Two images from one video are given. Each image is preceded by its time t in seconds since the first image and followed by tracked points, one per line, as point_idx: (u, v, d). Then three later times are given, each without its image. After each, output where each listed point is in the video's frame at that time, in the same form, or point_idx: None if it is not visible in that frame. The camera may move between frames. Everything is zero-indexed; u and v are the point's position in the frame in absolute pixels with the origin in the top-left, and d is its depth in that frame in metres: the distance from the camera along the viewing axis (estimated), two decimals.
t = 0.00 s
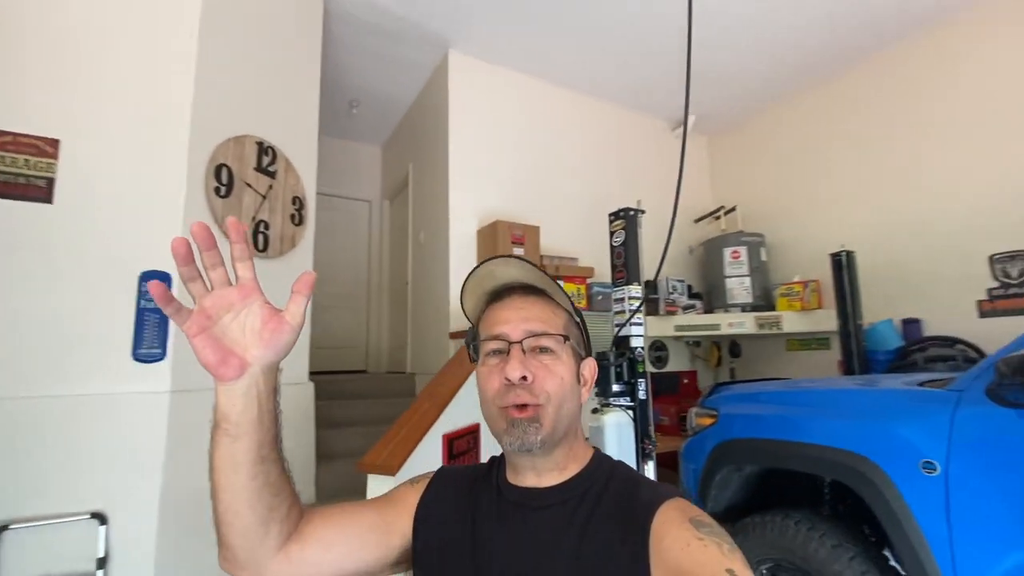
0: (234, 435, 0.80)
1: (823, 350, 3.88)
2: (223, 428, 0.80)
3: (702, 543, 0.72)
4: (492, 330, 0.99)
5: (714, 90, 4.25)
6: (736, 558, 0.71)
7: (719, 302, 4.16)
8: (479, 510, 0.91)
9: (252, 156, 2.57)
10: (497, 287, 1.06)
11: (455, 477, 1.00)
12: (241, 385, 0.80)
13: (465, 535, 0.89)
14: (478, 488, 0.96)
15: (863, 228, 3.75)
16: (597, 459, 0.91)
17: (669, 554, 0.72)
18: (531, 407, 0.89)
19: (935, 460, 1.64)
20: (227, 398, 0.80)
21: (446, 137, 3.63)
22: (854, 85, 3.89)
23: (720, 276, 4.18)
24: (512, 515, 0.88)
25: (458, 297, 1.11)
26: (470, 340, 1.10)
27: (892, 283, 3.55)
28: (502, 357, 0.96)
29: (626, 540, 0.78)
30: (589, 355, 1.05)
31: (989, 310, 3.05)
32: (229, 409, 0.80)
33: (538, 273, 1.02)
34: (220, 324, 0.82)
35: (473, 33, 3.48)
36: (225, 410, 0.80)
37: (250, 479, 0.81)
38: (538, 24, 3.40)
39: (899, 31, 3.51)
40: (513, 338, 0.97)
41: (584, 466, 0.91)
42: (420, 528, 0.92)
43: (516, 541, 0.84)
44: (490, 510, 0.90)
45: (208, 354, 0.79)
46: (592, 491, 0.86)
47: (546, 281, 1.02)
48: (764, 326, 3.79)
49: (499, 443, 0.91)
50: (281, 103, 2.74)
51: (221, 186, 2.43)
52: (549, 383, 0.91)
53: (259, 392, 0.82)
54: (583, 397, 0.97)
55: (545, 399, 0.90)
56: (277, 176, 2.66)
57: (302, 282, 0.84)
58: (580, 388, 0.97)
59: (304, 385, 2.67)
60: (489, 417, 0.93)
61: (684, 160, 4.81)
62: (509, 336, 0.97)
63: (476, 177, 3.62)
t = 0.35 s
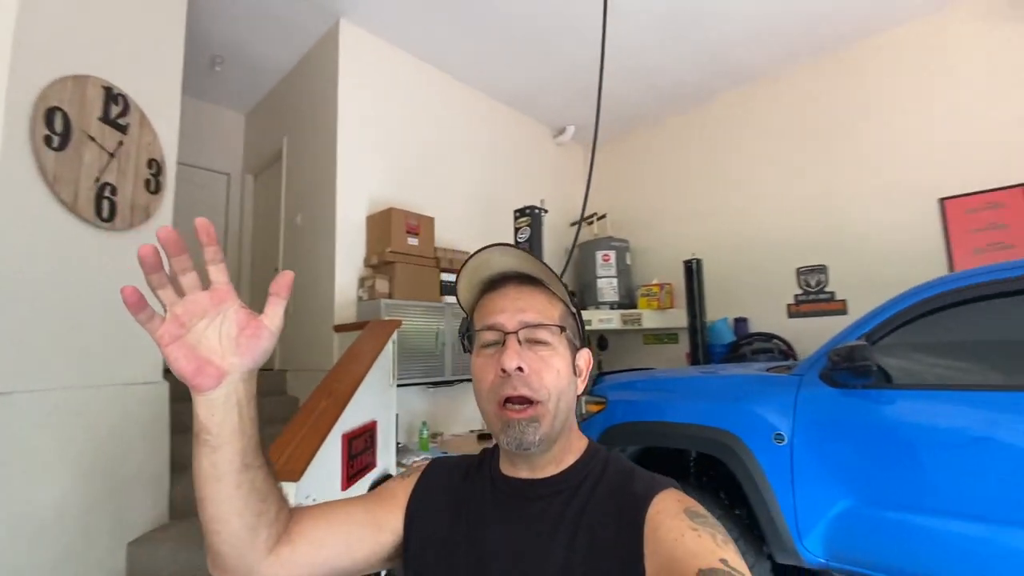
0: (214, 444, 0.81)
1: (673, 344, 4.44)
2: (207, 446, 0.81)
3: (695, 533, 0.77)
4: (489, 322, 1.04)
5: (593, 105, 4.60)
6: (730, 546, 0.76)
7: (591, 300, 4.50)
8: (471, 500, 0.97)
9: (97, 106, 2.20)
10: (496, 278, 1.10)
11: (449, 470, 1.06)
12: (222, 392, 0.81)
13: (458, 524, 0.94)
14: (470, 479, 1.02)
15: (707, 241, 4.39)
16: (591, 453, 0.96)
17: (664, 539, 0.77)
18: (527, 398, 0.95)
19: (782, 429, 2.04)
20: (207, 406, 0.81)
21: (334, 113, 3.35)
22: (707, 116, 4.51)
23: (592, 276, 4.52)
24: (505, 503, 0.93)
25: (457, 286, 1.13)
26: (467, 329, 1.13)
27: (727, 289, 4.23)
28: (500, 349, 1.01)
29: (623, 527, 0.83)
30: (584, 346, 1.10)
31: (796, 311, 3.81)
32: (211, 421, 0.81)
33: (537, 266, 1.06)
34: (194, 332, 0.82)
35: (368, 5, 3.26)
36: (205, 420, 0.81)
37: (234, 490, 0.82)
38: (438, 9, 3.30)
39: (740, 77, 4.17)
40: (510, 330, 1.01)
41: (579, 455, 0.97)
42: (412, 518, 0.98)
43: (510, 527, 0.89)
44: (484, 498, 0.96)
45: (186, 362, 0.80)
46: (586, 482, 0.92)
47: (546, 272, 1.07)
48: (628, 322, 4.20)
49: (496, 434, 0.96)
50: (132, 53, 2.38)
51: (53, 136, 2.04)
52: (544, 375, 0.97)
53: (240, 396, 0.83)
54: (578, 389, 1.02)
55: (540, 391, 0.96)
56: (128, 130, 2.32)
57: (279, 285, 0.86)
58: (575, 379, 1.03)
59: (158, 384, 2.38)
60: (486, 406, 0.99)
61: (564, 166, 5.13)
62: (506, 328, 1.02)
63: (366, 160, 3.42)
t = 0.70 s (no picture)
0: (248, 502, 0.79)
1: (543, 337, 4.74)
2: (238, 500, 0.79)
3: (693, 528, 0.73)
4: (484, 319, 1.01)
5: (476, 100, 4.64)
6: (728, 542, 0.73)
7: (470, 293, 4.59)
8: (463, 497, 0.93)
9: None
10: (487, 272, 1.08)
11: (445, 465, 1.02)
12: (263, 454, 0.79)
13: (450, 524, 0.91)
14: (464, 475, 0.98)
15: (577, 242, 4.74)
16: (592, 446, 0.92)
17: (660, 536, 0.74)
18: (530, 391, 0.93)
19: (655, 412, 2.44)
20: (243, 462, 0.79)
21: (192, 67, 2.90)
22: (581, 126, 4.86)
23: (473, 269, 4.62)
24: (497, 502, 0.89)
25: (444, 281, 1.10)
26: (456, 325, 1.10)
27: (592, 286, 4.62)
28: (498, 346, 0.98)
29: (619, 529, 0.79)
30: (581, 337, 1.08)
31: (647, 308, 4.36)
32: (242, 480, 0.79)
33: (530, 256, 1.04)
34: (249, 383, 0.79)
35: None
36: (239, 477, 0.79)
37: (264, 542, 0.79)
38: None
39: (611, 96, 4.62)
40: (508, 322, 0.99)
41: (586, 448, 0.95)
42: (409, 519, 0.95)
43: (500, 528, 0.86)
44: (476, 497, 0.92)
45: (235, 413, 0.78)
46: (582, 478, 0.87)
47: (538, 262, 1.05)
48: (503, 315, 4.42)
49: (500, 434, 0.94)
50: None
51: None
52: (546, 367, 0.96)
53: (277, 456, 0.81)
54: (579, 380, 1.00)
55: (543, 383, 0.94)
56: None
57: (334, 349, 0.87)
58: (575, 371, 1.01)
59: None
60: (487, 402, 0.96)
61: (446, 157, 5.10)
62: (502, 323, 0.99)
63: (232, 127, 3.03)
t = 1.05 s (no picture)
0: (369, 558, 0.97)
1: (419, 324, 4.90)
2: (363, 560, 0.97)
3: (715, 518, 0.80)
4: (500, 312, 1.04)
5: (359, 78, 4.48)
6: (747, 531, 0.81)
7: (344, 277, 4.44)
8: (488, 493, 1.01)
9: None
10: (501, 266, 1.10)
11: (479, 459, 1.11)
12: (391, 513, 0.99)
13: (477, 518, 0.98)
14: (492, 470, 1.05)
15: (461, 231, 5.09)
16: (607, 439, 0.97)
17: (684, 530, 0.80)
18: (548, 384, 0.97)
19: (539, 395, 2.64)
20: (375, 520, 0.98)
21: None
22: (467, 121, 5.21)
23: (347, 252, 4.54)
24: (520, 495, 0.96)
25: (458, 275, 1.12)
26: (472, 319, 1.13)
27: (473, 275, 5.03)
28: (514, 338, 1.02)
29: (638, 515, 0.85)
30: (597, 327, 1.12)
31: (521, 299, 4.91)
32: (371, 538, 0.98)
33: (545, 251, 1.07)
34: (384, 452, 0.99)
35: None
36: (368, 532, 0.98)
37: None
38: None
39: (505, 92, 5.07)
40: (524, 316, 1.02)
41: (600, 436, 0.99)
42: (447, 513, 1.04)
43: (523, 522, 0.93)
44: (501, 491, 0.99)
45: (378, 479, 0.97)
46: (600, 467, 0.93)
47: (553, 255, 1.08)
48: (382, 301, 4.44)
49: (517, 421, 0.98)
50: None
51: None
52: (565, 358, 0.99)
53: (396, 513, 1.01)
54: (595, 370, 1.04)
55: (562, 375, 0.98)
56: None
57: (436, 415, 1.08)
58: (592, 360, 1.05)
59: None
60: (505, 396, 1.00)
61: (318, 131, 4.81)
62: (517, 315, 1.03)
63: (60, 66, 2.50)
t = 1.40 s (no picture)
0: None
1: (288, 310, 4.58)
2: None
3: (736, 511, 0.79)
4: (514, 306, 1.04)
5: (229, 29, 4.00)
6: (768, 524, 0.79)
7: (198, 255, 3.98)
8: (500, 492, 0.99)
9: None
10: (511, 259, 1.10)
11: (488, 456, 1.10)
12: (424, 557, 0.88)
13: (490, 517, 0.96)
14: (503, 467, 1.04)
15: (344, 212, 4.82)
16: (624, 428, 0.97)
17: (706, 522, 0.78)
18: (566, 377, 0.97)
19: (430, 382, 2.60)
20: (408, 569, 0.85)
21: None
22: (352, 93, 4.91)
23: (203, 227, 4.00)
24: (534, 493, 0.95)
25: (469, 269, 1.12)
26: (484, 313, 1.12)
27: (356, 260, 4.81)
28: (529, 332, 1.02)
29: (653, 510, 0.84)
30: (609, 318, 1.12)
31: (405, 286, 4.83)
32: None
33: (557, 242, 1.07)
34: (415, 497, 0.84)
35: None
36: None
37: None
38: None
39: (395, 71, 4.89)
40: (540, 309, 1.02)
41: (621, 425, 0.99)
42: (458, 511, 1.02)
43: (539, 521, 0.91)
44: (515, 490, 0.98)
45: (413, 526, 0.84)
46: (616, 458, 0.93)
47: (566, 247, 1.07)
48: (244, 285, 4.04)
49: (534, 415, 0.99)
50: None
51: None
52: (583, 350, 1.00)
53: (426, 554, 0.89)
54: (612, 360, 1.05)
55: (580, 367, 0.98)
56: None
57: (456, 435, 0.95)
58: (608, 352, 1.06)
59: None
60: (522, 390, 1.00)
61: (170, 82, 4.18)
62: (533, 309, 1.03)
63: None
